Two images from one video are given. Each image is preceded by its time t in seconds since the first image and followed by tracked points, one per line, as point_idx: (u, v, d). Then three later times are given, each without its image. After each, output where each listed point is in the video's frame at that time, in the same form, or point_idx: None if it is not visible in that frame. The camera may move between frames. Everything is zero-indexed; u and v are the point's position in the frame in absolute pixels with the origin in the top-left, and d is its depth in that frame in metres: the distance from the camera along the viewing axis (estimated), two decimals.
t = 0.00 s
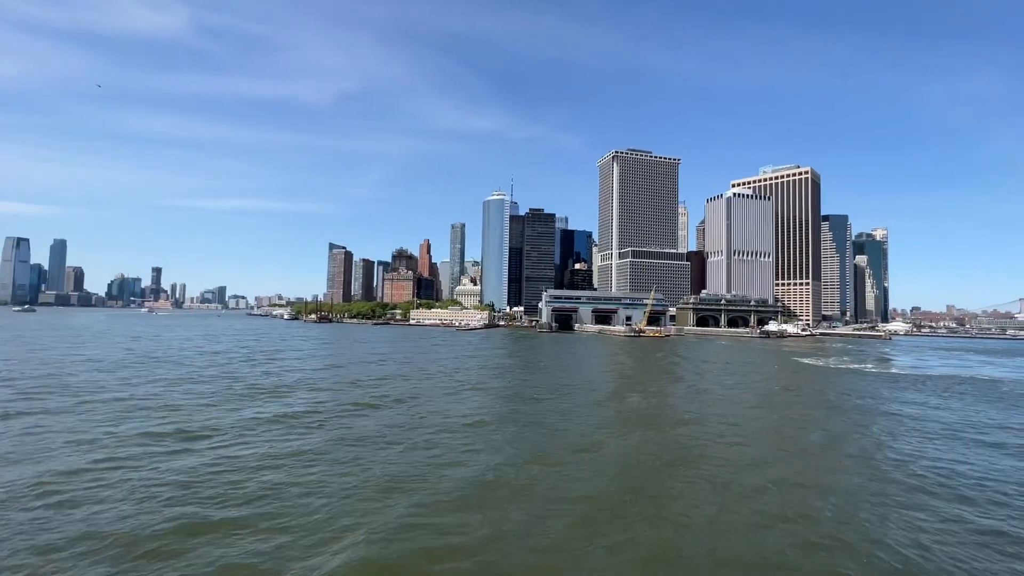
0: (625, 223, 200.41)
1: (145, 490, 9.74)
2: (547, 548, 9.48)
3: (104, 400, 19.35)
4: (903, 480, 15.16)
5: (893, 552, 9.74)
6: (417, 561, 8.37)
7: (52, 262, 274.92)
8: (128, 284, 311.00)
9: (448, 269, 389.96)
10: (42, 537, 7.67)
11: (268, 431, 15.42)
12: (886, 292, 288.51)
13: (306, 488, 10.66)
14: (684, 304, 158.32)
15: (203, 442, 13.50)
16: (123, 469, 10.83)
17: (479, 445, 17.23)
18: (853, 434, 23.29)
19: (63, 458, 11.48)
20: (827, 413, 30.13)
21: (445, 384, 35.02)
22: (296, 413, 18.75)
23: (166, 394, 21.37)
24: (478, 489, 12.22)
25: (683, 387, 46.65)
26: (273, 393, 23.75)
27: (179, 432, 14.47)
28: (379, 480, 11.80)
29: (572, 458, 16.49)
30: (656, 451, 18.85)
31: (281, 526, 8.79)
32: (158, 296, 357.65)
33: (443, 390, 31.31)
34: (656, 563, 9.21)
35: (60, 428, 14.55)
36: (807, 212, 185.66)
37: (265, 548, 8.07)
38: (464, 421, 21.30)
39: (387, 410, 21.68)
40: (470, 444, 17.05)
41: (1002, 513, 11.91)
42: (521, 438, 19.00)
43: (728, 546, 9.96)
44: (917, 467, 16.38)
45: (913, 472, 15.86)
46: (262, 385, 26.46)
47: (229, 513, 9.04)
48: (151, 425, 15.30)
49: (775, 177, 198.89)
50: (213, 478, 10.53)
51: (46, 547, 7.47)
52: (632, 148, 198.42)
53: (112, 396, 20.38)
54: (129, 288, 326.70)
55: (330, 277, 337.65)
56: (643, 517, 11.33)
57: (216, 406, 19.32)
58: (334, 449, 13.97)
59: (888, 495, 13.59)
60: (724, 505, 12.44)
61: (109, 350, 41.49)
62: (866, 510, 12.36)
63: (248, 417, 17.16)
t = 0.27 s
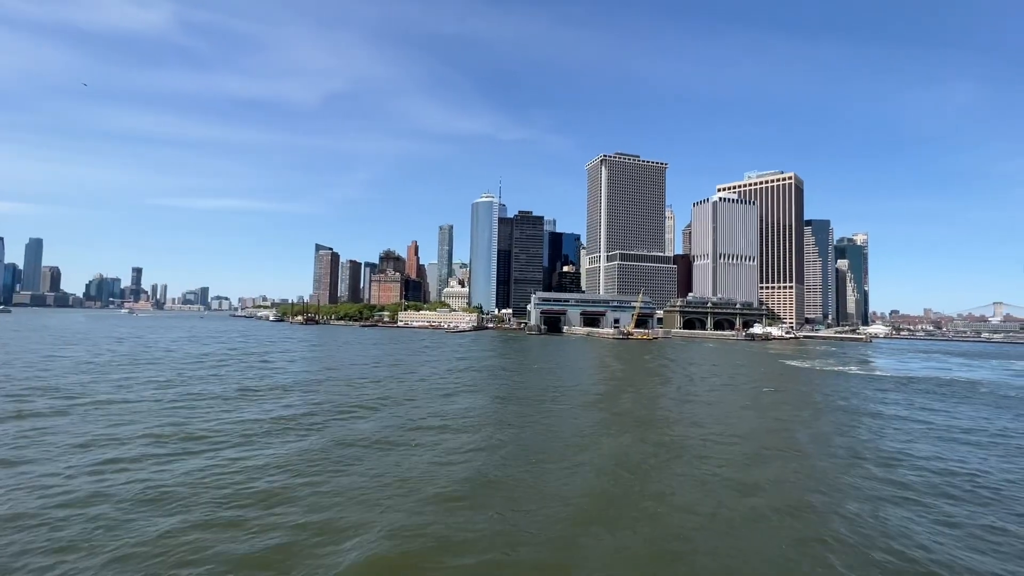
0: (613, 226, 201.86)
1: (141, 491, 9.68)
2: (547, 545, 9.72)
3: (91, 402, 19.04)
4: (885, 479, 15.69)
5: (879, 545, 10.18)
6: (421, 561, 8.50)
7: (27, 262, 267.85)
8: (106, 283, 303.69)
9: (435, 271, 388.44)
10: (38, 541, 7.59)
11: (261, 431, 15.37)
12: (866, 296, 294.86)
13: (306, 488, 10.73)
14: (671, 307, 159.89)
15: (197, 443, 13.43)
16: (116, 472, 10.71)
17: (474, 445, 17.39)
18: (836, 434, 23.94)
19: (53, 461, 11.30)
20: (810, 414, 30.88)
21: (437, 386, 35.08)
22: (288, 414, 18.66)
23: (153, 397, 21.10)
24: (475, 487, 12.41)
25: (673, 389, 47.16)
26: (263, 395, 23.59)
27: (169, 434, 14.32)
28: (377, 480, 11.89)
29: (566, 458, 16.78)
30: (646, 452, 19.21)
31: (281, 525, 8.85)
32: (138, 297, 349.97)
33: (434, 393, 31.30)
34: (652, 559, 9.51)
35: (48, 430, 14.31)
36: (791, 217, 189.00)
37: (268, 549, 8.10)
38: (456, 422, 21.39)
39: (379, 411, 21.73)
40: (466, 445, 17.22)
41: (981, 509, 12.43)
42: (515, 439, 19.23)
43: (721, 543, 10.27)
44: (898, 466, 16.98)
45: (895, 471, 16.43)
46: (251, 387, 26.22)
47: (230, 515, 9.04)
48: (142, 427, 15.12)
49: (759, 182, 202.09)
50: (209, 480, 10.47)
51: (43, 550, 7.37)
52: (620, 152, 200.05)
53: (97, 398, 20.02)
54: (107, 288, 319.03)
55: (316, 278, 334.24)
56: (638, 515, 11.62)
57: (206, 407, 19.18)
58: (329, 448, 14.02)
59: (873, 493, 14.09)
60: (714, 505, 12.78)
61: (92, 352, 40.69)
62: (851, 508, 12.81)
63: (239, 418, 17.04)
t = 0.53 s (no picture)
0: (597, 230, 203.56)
1: (131, 496, 9.47)
2: (546, 542, 9.89)
3: (69, 407, 18.52)
4: (865, 478, 16.23)
5: (865, 540, 10.57)
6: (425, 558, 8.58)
7: None
8: (77, 285, 293.90)
9: (420, 274, 386.40)
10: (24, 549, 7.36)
11: (249, 434, 15.17)
12: (843, 300, 302.36)
13: (302, 489, 10.68)
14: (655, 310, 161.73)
15: (184, 446, 13.19)
16: (99, 477, 10.40)
17: (466, 447, 17.51)
18: (816, 435, 24.68)
19: (33, 467, 10.96)
20: (790, 415, 31.72)
21: (426, 390, 35.07)
22: (275, 417, 18.44)
23: (134, 401, 20.61)
24: (469, 487, 12.47)
25: (658, 391, 47.83)
26: (248, 398, 23.23)
27: (155, 437, 14.03)
28: (372, 480, 11.88)
29: (557, 460, 16.97)
30: (633, 453, 19.52)
31: (283, 524, 8.88)
32: (112, 299, 340.05)
33: (421, 396, 31.21)
34: (649, 555, 9.74)
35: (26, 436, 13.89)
36: (771, 223, 193.04)
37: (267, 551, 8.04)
38: (444, 425, 21.44)
39: (366, 413, 21.60)
40: (457, 446, 17.29)
41: (957, 505, 13.02)
42: (506, 441, 19.37)
43: (714, 539, 10.50)
44: (876, 464, 17.62)
45: (873, 469, 17.09)
46: (234, 390, 25.81)
47: (225, 517, 8.92)
48: (126, 431, 14.78)
49: (740, 189, 206.01)
50: (200, 483, 10.29)
51: (31, 558, 7.15)
52: (605, 157, 202.11)
53: (74, 402, 19.46)
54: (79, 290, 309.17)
55: (298, 281, 329.78)
56: (632, 514, 11.83)
57: (189, 411, 18.82)
58: (320, 450, 13.94)
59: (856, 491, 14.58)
60: (705, 503, 13.08)
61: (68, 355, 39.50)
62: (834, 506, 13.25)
63: (226, 421, 16.81)
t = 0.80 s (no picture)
0: (580, 235, 205.17)
1: (121, 503, 9.25)
2: (545, 540, 10.10)
3: (44, 413, 17.93)
4: (844, 477, 16.87)
5: (847, 534, 11.06)
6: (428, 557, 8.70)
7: None
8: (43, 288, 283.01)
9: (401, 277, 383.37)
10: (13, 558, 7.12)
11: (237, 438, 14.91)
12: (816, 305, 310.44)
13: (298, 493, 10.63)
14: (636, 314, 163.61)
15: (172, 451, 12.91)
16: (84, 485, 10.12)
17: (457, 450, 17.63)
18: (795, 436, 25.46)
19: (13, 474, 10.60)
20: (770, 417, 32.56)
21: (412, 394, 34.99)
22: (262, 421, 18.16)
23: (112, 406, 20.03)
24: (465, 488, 12.58)
25: (642, 394, 48.54)
26: (230, 403, 22.81)
27: (139, 443, 13.68)
28: (367, 483, 11.86)
29: (549, 463, 17.20)
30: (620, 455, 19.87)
31: (289, 527, 8.92)
32: (80, 302, 328.47)
33: (408, 400, 31.05)
34: (646, 552, 10.01)
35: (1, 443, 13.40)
36: (748, 229, 197.50)
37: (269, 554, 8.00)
38: (433, 428, 21.40)
39: (354, 417, 21.44)
40: (449, 449, 17.39)
41: (930, 501, 13.67)
42: (496, 444, 19.54)
43: (707, 536, 10.81)
44: (853, 464, 18.28)
45: (851, 468, 17.78)
46: (216, 395, 25.34)
47: (221, 524, 8.78)
48: (108, 437, 14.38)
49: (719, 195, 210.20)
50: (191, 489, 10.09)
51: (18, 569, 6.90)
52: (587, 163, 204.20)
53: (48, 409, 18.81)
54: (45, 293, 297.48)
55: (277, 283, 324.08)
56: (625, 512, 12.13)
57: (171, 416, 18.36)
58: (311, 453, 13.82)
59: (837, 490, 15.15)
60: (694, 503, 13.44)
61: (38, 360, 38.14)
62: (817, 504, 13.75)
63: (211, 425, 16.48)
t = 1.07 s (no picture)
0: (560, 240, 206.67)
1: (108, 513, 8.96)
2: (544, 538, 10.28)
3: (14, 420, 17.22)
4: (825, 475, 17.48)
5: (827, 528, 11.56)
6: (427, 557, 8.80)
7: None
8: None
9: (380, 281, 378.96)
10: None
11: (222, 442, 14.62)
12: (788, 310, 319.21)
13: (292, 497, 10.53)
14: (616, 319, 165.47)
15: (155, 458, 12.52)
16: (73, 493, 9.81)
17: (446, 453, 17.69)
18: (773, 437, 26.28)
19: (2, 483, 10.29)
20: (747, 419, 33.48)
21: (398, 399, 34.73)
22: (246, 425, 17.84)
23: (86, 412, 19.39)
24: (458, 489, 12.65)
25: (624, 398, 49.22)
26: (210, 407, 22.32)
27: (120, 449, 13.27)
28: (360, 486, 11.80)
29: (538, 464, 17.41)
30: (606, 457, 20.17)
31: (295, 534, 8.89)
32: (40, 304, 314.13)
33: (392, 405, 30.79)
34: (638, 547, 10.29)
35: None
36: (724, 236, 202.26)
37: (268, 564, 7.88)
38: (420, 432, 21.35)
39: (342, 422, 21.21)
40: (438, 453, 17.45)
41: (902, 496, 14.34)
42: (484, 446, 19.68)
43: (697, 532, 11.13)
44: (831, 464, 18.95)
45: (828, 467, 18.47)
46: (194, 400, 24.71)
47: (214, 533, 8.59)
48: (85, 444, 13.91)
49: (695, 202, 214.51)
50: (180, 496, 9.86)
51: None
52: (568, 169, 206.23)
53: (15, 415, 18.01)
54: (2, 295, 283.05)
55: (251, 286, 317.11)
56: (621, 511, 12.39)
57: (148, 422, 17.82)
58: (300, 458, 13.62)
59: (815, 488, 15.72)
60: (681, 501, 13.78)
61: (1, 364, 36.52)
62: (799, 504, 14.22)
63: (194, 430, 16.13)
